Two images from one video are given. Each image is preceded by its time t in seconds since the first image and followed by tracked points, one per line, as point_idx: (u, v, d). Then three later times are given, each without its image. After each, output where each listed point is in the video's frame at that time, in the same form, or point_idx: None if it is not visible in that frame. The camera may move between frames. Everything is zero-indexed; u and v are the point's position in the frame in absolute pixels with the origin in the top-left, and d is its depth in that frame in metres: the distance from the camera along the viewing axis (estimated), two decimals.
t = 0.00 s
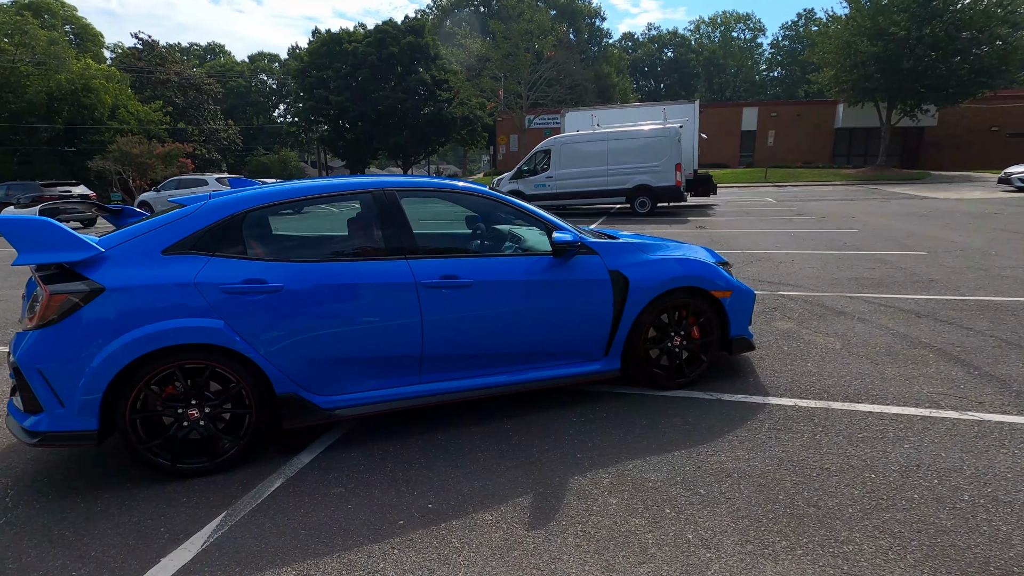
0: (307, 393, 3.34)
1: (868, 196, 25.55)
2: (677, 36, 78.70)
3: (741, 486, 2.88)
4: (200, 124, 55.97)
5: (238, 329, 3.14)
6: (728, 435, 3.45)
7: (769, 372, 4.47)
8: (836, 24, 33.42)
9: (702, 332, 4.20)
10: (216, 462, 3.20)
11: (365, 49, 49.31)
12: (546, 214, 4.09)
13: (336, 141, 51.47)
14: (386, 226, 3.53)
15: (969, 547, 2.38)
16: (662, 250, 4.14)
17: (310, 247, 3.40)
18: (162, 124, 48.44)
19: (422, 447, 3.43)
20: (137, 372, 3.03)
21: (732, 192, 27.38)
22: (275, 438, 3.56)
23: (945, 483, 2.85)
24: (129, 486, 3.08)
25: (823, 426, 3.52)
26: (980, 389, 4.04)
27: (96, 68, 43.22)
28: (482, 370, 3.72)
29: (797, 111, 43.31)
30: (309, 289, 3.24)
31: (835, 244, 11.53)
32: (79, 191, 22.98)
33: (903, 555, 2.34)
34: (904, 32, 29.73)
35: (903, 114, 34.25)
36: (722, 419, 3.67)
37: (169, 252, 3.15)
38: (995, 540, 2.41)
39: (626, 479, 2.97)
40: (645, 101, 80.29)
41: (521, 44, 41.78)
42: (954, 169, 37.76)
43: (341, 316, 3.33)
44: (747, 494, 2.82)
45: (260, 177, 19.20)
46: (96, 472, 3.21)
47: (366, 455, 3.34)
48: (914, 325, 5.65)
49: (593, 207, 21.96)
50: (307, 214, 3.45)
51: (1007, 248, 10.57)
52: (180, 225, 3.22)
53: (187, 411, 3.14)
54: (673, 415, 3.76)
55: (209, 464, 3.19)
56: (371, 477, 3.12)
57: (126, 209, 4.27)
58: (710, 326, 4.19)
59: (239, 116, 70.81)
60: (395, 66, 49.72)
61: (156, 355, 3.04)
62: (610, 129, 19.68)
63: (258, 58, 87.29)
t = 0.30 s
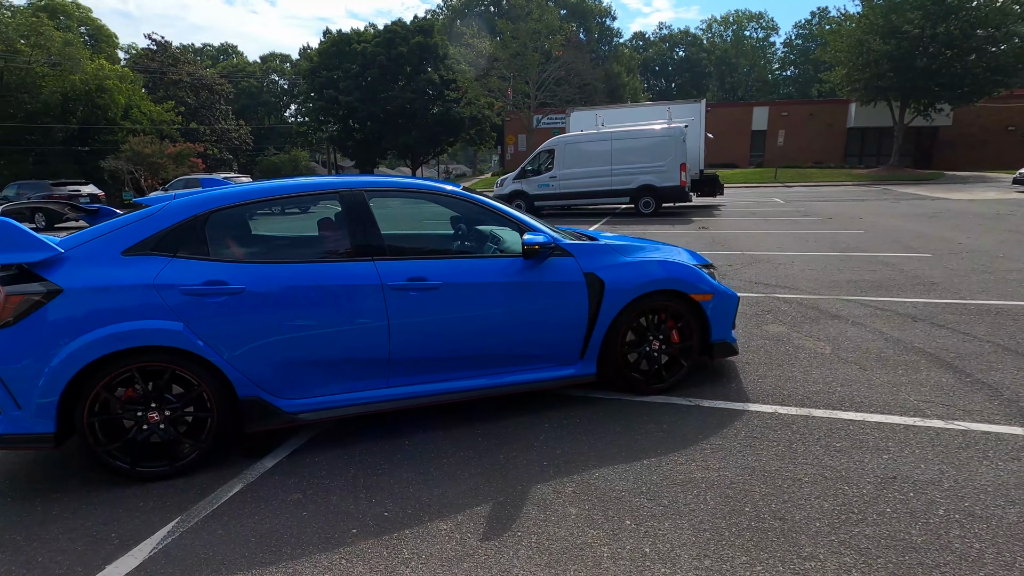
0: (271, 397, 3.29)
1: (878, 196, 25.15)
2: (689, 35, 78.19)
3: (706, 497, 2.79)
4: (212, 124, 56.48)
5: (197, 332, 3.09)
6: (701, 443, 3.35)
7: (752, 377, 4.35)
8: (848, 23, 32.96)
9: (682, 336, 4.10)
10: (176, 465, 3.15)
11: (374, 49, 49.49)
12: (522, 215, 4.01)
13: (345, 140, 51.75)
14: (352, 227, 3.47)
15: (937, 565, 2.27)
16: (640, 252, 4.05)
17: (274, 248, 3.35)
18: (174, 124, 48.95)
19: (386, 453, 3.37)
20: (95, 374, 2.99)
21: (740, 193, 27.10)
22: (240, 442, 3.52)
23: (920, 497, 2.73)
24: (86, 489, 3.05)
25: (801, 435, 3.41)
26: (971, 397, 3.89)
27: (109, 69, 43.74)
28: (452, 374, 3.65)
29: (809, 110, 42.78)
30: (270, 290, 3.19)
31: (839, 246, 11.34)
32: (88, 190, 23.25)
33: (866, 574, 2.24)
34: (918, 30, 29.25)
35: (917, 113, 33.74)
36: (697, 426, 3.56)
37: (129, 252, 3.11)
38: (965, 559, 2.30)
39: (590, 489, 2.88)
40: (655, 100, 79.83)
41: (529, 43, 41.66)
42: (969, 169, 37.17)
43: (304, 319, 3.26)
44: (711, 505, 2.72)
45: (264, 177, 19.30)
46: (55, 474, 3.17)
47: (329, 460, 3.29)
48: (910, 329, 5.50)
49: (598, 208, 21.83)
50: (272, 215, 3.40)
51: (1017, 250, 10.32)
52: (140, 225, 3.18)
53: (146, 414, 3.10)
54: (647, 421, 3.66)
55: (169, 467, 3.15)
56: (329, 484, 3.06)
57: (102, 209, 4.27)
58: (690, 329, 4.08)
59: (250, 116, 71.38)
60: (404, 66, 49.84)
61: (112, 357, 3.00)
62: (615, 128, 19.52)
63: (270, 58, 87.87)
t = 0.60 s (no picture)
0: (251, 400, 3.30)
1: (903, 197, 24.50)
2: (712, 33, 77.19)
3: (680, 511, 2.73)
4: (236, 123, 57.48)
5: (179, 336, 3.11)
6: (684, 454, 3.28)
7: (746, 386, 4.25)
8: (874, 19, 32.19)
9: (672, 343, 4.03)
10: (157, 467, 3.19)
11: (394, 49, 49.92)
12: (510, 219, 3.98)
13: (365, 140, 52.38)
14: (335, 233, 3.48)
15: None
16: (630, 257, 3.98)
17: (255, 253, 3.36)
18: (199, 123, 50.02)
19: (365, 459, 3.36)
20: (78, 375, 3.03)
21: (759, 193, 26.64)
22: (224, 444, 3.55)
23: (904, 517, 2.64)
24: (68, 489, 3.10)
25: (789, 447, 3.31)
26: (972, 411, 3.75)
27: (137, 69, 44.84)
28: (436, 379, 3.63)
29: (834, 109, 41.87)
30: (250, 294, 3.20)
31: (855, 248, 11.08)
32: (114, 189, 23.86)
33: None
34: (947, 26, 28.43)
35: (946, 112, 32.79)
36: (682, 436, 3.49)
37: (113, 256, 3.15)
38: None
39: (563, 500, 2.84)
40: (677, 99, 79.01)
41: (548, 42, 41.51)
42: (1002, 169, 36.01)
43: (284, 323, 3.27)
44: (685, 520, 2.65)
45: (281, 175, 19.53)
46: (42, 473, 3.24)
47: (308, 464, 3.29)
48: (917, 338, 5.34)
49: (613, 208, 21.67)
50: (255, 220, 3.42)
51: None
52: (125, 229, 3.23)
53: (128, 416, 3.14)
54: (633, 430, 3.60)
55: (151, 469, 3.18)
56: (305, 489, 3.05)
57: (101, 211, 4.36)
58: (680, 336, 4.00)
59: (274, 116, 72.46)
60: (424, 66, 50.15)
61: (94, 360, 3.04)
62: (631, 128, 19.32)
63: (293, 58, 89.04)
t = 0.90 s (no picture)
0: (245, 395, 3.38)
1: (940, 198, 23.66)
2: (745, 31, 75.84)
3: (658, 515, 2.69)
4: (268, 124, 58.80)
5: (173, 331, 3.20)
6: (672, 458, 3.22)
7: (746, 391, 4.15)
8: (912, 14, 31.21)
9: (668, 346, 3.96)
10: (153, 458, 3.27)
11: (421, 50, 50.50)
12: (505, 219, 3.96)
13: (392, 140, 53.18)
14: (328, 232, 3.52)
15: None
16: (625, 257, 3.93)
17: (249, 251, 3.43)
18: (233, 124, 51.36)
19: (353, 455, 3.40)
20: (76, 369, 3.15)
21: (788, 194, 26.06)
22: (220, 438, 3.63)
23: (893, 528, 2.55)
24: (68, 477, 3.21)
25: (780, 454, 3.23)
26: (982, 420, 3.59)
27: (175, 72, 46.28)
28: (427, 378, 3.65)
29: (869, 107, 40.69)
30: (241, 292, 3.27)
31: (881, 251, 10.75)
32: (148, 187, 24.67)
33: None
34: (990, 21, 27.49)
35: (988, 110, 31.57)
36: (671, 440, 3.42)
37: (112, 253, 3.25)
38: None
39: (543, 501, 2.83)
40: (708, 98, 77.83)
41: (573, 41, 41.22)
42: None
43: (275, 323, 3.32)
44: (663, 525, 2.61)
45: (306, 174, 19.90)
46: (45, 461, 3.36)
47: (296, 460, 3.34)
48: (934, 344, 5.13)
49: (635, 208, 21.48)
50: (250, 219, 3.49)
51: None
52: (124, 227, 3.33)
53: (125, 408, 3.24)
54: (623, 433, 3.56)
55: (148, 459, 3.27)
56: (291, 484, 3.10)
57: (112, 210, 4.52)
58: (677, 339, 3.94)
59: (305, 117, 73.85)
60: (451, 66, 50.55)
61: (92, 354, 3.15)
62: (654, 127, 19.11)
63: (325, 59, 90.61)
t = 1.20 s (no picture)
0: (240, 392, 3.48)
1: (979, 203, 22.82)
2: (779, 30, 74.25)
3: (632, 521, 2.69)
4: (300, 125, 59.98)
5: (171, 329, 3.32)
6: (656, 465, 3.20)
7: (744, 399, 4.10)
8: (954, 13, 30.17)
9: (661, 352, 3.94)
10: (152, 450, 3.40)
11: (450, 52, 50.92)
12: (498, 223, 3.98)
13: (420, 141, 53.73)
14: (323, 235, 3.60)
15: None
16: (620, 263, 3.90)
17: (245, 252, 3.51)
18: (266, 125, 52.53)
19: (342, 454, 3.47)
20: (80, 363, 3.29)
21: (818, 198, 25.45)
22: (217, 432, 3.74)
23: (872, 543, 2.49)
24: (71, 465, 3.36)
25: (766, 464, 3.19)
26: (985, 436, 3.48)
27: (211, 74, 47.52)
28: (416, 379, 3.70)
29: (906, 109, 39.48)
30: (236, 292, 3.37)
31: (907, 258, 10.43)
32: (181, 186, 25.38)
33: None
34: None
35: None
36: (658, 448, 3.40)
37: (117, 252, 3.40)
38: None
39: (520, 504, 2.84)
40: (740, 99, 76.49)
41: (601, 42, 40.87)
42: None
43: (269, 323, 3.42)
44: (636, 532, 2.60)
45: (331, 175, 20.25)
46: (52, 450, 3.51)
47: (287, 457, 3.43)
48: (949, 356, 4.96)
49: (658, 212, 21.27)
50: (250, 221, 3.59)
51: None
52: (129, 228, 3.46)
53: (125, 401, 3.37)
54: (610, 438, 3.55)
55: (146, 451, 3.40)
56: (279, 480, 3.18)
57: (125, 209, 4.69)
58: (670, 345, 3.91)
59: (335, 118, 75.03)
60: (479, 68, 50.87)
61: (96, 349, 3.29)
62: (678, 130, 18.89)
63: (356, 61, 92.00)
